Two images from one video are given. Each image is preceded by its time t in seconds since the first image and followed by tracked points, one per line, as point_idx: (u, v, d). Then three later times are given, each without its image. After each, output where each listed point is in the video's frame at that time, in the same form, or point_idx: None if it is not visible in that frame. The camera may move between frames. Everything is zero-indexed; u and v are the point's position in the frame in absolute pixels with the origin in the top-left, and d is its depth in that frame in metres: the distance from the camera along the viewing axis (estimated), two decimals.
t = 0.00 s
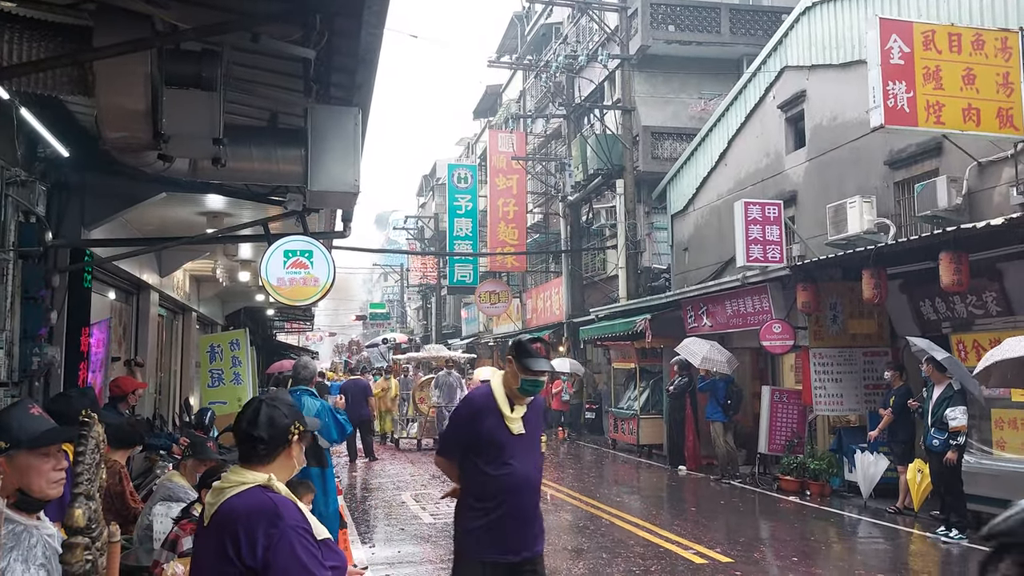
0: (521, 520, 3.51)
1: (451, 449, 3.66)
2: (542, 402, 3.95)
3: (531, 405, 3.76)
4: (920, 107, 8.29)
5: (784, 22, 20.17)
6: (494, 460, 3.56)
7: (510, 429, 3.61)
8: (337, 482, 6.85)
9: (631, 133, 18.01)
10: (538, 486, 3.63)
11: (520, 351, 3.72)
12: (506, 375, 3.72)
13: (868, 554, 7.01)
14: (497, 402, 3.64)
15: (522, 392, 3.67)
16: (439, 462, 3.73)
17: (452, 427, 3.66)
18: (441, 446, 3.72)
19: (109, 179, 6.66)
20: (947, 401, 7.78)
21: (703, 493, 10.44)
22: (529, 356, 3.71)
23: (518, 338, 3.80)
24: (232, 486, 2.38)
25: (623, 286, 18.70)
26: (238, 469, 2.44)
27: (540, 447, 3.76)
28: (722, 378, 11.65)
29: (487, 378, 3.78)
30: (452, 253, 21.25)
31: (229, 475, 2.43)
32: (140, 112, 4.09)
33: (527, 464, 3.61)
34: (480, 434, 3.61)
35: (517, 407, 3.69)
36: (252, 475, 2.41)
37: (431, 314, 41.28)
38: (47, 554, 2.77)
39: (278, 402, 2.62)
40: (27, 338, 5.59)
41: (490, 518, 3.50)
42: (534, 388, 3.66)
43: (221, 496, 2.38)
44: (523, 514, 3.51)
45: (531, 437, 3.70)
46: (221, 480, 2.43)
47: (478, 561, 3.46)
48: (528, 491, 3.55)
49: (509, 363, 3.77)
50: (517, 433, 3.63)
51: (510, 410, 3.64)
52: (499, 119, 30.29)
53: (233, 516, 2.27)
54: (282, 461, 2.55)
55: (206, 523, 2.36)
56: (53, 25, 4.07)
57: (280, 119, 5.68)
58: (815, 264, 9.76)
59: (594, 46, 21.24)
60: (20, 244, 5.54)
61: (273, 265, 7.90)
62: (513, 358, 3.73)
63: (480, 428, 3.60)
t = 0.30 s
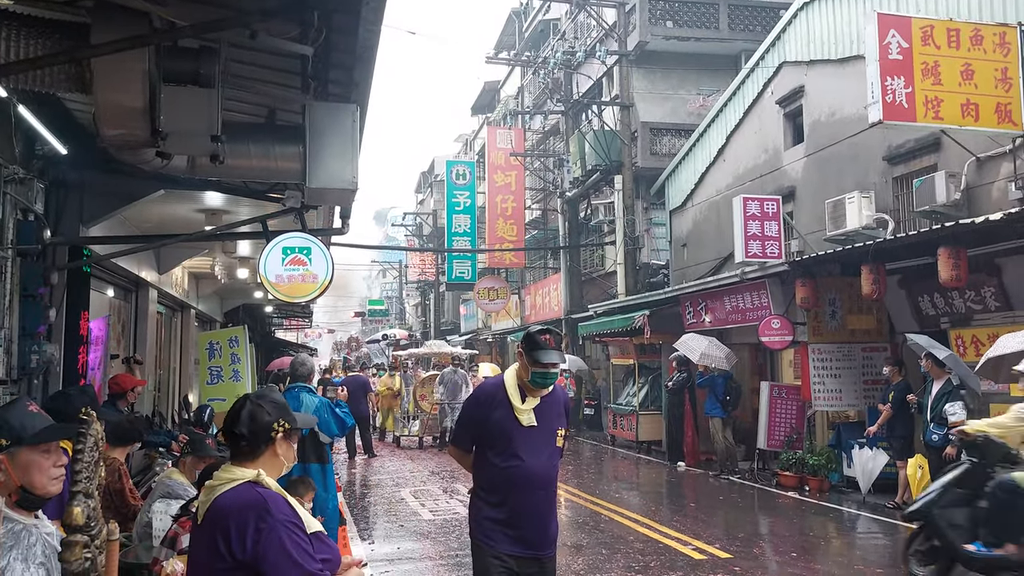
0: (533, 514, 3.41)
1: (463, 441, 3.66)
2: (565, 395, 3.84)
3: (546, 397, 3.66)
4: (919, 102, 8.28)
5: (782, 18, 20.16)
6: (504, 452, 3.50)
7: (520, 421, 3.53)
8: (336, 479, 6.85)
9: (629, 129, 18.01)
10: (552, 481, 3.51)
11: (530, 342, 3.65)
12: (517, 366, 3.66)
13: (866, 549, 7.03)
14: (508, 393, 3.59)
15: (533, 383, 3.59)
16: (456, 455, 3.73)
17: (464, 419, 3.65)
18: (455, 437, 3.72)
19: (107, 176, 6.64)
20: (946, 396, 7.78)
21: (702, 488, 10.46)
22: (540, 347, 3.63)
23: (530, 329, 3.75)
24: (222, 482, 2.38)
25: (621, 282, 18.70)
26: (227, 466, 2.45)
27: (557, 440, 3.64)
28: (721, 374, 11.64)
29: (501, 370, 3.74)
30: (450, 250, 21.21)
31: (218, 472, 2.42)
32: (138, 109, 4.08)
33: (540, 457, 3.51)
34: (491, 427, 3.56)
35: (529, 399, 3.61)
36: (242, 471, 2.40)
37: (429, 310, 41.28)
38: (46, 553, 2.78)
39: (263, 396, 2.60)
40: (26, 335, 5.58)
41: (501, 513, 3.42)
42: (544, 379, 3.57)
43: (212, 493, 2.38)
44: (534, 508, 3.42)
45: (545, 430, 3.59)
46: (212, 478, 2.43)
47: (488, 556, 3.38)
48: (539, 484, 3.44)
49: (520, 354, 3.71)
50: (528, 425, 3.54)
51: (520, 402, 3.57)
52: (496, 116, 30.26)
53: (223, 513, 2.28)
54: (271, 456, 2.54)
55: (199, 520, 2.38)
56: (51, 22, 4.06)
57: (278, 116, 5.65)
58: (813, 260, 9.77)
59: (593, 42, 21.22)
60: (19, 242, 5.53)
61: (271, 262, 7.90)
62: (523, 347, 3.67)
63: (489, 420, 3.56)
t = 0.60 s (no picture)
0: (535, 519, 3.31)
1: (460, 447, 3.54)
2: (565, 393, 3.72)
3: (544, 396, 3.55)
4: (918, 98, 8.28)
5: (780, 14, 20.17)
6: (501, 456, 3.40)
7: (516, 423, 3.43)
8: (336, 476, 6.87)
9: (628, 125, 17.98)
10: (553, 482, 3.40)
11: (522, 341, 3.54)
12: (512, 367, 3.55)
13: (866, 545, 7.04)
14: (502, 395, 3.49)
15: (528, 383, 3.49)
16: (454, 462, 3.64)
17: (460, 424, 3.54)
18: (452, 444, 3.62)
19: (106, 173, 6.63)
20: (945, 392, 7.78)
21: (702, 484, 10.46)
22: (533, 346, 3.52)
23: (523, 328, 3.64)
24: (221, 476, 2.40)
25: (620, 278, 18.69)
26: (231, 459, 2.48)
27: (558, 440, 3.53)
28: (720, 370, 11.64)
29: (496, 372, 3.62)
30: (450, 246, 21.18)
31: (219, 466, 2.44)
32: (136, 105, 4.07)
33: (540, 459, 3.40)
34: (488, 431, 3.45)
35: (526, 399, 3.50)
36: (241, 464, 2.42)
37: (429, 307, 41.27)
38: (45, 549, 2.76)
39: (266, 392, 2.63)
40: (25, 332, 5.58)
41: (503, 520, 3.33)
42: (539, 378, 3.46)
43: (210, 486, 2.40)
44: (537, 513, 3.32)
45: (544, 430, 3.48)
46: (217, 468, 2.47)
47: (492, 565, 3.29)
48: (540, 487, 3.34)
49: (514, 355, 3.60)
50: (525, 427, 3.43)
51: (515, 403, 3.46)
52: (495, 112, 30.26)
53: (217, 504, 2.28)
54: (268, 451, 2.57)
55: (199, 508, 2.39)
56: (49, 18, 4.05)
57: (277, 112, 5.65)
58: (812, 256, 9.79)
59: (592, 38, 21.19)
60: (17, 238, 5.52)
61: (270, 258, 7.90)
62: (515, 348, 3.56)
63: (485, 424, 3.46)
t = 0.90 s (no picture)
0: (526, 527, 3.08)
1: (446, 449, 3.29)
2: (559, 389, 3.47)
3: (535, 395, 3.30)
4: (919, 95, 8.27)
5: (781, 11, 20.16)
6: (489, 460, 3.15)
7: (504, 425, 3.18)
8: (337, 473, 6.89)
9: (629, 122, 17.96)
10: (545, 487, 3.16)
11: (511, 337, 3.28)
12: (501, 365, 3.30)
13: (866, 543, 7.04)
14: (489, 395, 3.24)
15: (517, 382, 3.24)
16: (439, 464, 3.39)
17: (444, 425, 3.29)
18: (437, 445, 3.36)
19: (106, 170, 6.63)
20: (947, 390, 7.76)
21: (702, 482, 10.48)
22: (523, 341, 3.26)
23: (511, 322, 3.38)
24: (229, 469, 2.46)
25: (620, 275, 18.68)
26: (239, 453, 2.53)
27: (550, 441, 3.28)
28: (720, 367, 11.65)
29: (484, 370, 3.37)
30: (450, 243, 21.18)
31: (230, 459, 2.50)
32: (137, 103, 4.07)
33: (530, 462, 3.16)
34: (474, 432, 3.20)
35: (515, 399, 3.25)
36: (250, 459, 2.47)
37: (429, 304, 41.32)
38: (45, 546, 2.78)
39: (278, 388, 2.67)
40: (25, 329, 5.58)
41: (492, 528, 3.10)
42: (528, 377, 3.21)
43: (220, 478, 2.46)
44: (527, 520, 3.09)
45: (534, 432, 3.23)
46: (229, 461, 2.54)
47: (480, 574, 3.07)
48: (530, 493, 3.11)
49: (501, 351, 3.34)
50: (514, 428, 3.18)
51: (503, 404, 3.21)
52: (495, 109, 30.26)
53: (218, 497, 2.34)
54: (271, 447, 2.57)
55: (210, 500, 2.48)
56: (51, 15, 4.05)
57: (278, 109, 5.64)
58: (813, 254, 9.81)
59: (592, 35, 21.18)
60: (18, 235, 5.53)
61: (271, 255, 7.92)
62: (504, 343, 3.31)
63: (471, 425, 3.21)
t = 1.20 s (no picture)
0: (525, 529, 3.01)
1: (441, 452, 3.22)
2: (554, 387, 3.44)
3: (529, 393, 3.26)
4: (917, 94, 8.28)
5: (780, 10, 20.18)
6: (484, 461, 3.09)
7: (499, 426, 3.12)
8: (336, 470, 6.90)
9: (628, 120, 17.95)
10: (543, 487, 3.09)
11: (506, 332, 3.27)
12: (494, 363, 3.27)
13: (864, 541, 7.06)
14: (482, 395, 3.18)
15: (512, 379, 3.21)
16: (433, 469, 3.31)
17: (438, 428, 3.22)
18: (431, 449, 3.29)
19: (105, 168, 6.64)
20: (944, 388, 7.78)
21: (700, 480, 10.50)
22: (518, 338, 3.25)
23: (503, 319, 3.36)
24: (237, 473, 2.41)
25: (619, 273, 18.69)
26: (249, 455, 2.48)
27: (546, 440, 3.23)
28: (719, 365, 11.69)
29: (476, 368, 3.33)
30: (450, 241, 21.19)
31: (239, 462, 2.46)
32: (136, 101, 4.07)
33: (526, 463, 3.11)
34: (468, 434, 3.14)
35: (508, 398, 3.21)
36: (259, 463, 2.42)
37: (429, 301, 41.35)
38: (42, 545, 2.79)
39: (287, 390, 2.58)
40: (23, 326, 5.58)
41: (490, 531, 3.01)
42: (524, 373, 3.19)
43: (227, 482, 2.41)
44: (526, 523, 3.02)
45: (529, 432, 3.18)
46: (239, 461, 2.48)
47: None
48: (528, 495, 3.04)
49: (494, 348, 3.31)
50: (509, 429, 3.12)
51: (497, 404, 3.15)
52: (494, 107, 30.26)
53: (225, 501, 2.31)
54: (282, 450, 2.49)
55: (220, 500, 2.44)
56: (51, 12, 4.05)
57: (277, 107, 5.64)
58: (811, 253, 9.83)
59: (592, 33, 21.18)
60: (16, 233, 5.54)
61: (270, 253, 7.91)
62: (498, 339, 3.28)
63: (465, 427, 3.14)
